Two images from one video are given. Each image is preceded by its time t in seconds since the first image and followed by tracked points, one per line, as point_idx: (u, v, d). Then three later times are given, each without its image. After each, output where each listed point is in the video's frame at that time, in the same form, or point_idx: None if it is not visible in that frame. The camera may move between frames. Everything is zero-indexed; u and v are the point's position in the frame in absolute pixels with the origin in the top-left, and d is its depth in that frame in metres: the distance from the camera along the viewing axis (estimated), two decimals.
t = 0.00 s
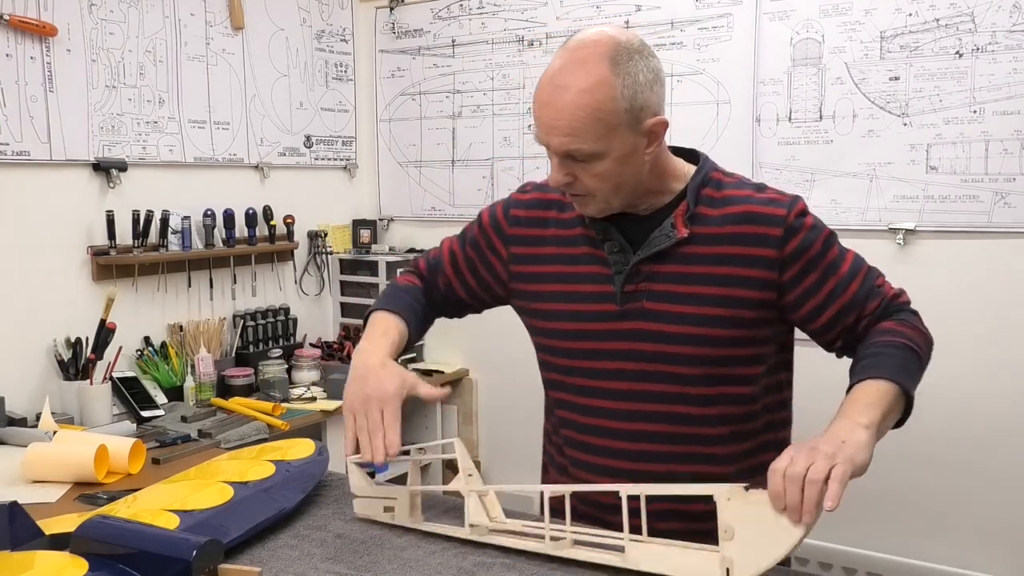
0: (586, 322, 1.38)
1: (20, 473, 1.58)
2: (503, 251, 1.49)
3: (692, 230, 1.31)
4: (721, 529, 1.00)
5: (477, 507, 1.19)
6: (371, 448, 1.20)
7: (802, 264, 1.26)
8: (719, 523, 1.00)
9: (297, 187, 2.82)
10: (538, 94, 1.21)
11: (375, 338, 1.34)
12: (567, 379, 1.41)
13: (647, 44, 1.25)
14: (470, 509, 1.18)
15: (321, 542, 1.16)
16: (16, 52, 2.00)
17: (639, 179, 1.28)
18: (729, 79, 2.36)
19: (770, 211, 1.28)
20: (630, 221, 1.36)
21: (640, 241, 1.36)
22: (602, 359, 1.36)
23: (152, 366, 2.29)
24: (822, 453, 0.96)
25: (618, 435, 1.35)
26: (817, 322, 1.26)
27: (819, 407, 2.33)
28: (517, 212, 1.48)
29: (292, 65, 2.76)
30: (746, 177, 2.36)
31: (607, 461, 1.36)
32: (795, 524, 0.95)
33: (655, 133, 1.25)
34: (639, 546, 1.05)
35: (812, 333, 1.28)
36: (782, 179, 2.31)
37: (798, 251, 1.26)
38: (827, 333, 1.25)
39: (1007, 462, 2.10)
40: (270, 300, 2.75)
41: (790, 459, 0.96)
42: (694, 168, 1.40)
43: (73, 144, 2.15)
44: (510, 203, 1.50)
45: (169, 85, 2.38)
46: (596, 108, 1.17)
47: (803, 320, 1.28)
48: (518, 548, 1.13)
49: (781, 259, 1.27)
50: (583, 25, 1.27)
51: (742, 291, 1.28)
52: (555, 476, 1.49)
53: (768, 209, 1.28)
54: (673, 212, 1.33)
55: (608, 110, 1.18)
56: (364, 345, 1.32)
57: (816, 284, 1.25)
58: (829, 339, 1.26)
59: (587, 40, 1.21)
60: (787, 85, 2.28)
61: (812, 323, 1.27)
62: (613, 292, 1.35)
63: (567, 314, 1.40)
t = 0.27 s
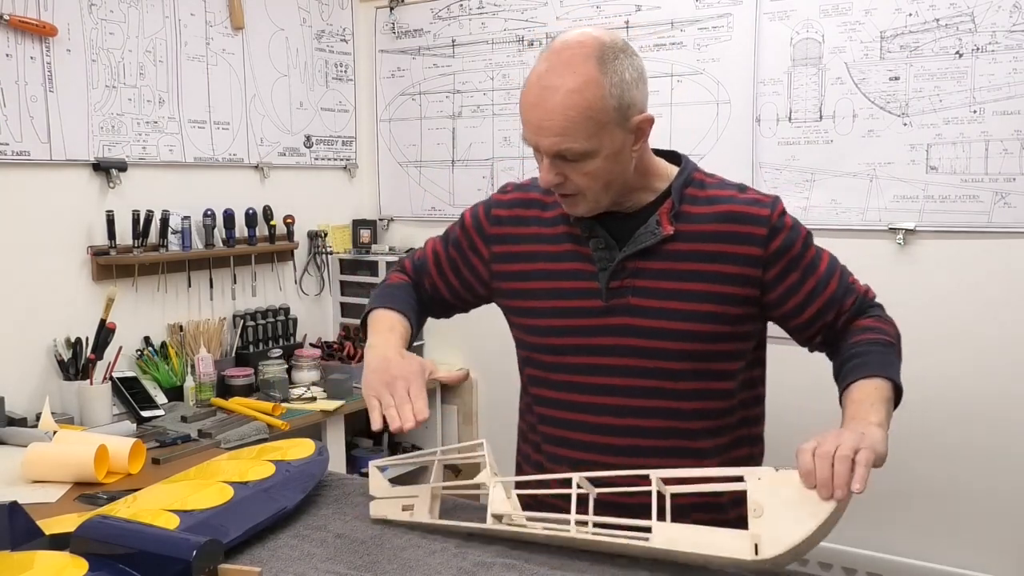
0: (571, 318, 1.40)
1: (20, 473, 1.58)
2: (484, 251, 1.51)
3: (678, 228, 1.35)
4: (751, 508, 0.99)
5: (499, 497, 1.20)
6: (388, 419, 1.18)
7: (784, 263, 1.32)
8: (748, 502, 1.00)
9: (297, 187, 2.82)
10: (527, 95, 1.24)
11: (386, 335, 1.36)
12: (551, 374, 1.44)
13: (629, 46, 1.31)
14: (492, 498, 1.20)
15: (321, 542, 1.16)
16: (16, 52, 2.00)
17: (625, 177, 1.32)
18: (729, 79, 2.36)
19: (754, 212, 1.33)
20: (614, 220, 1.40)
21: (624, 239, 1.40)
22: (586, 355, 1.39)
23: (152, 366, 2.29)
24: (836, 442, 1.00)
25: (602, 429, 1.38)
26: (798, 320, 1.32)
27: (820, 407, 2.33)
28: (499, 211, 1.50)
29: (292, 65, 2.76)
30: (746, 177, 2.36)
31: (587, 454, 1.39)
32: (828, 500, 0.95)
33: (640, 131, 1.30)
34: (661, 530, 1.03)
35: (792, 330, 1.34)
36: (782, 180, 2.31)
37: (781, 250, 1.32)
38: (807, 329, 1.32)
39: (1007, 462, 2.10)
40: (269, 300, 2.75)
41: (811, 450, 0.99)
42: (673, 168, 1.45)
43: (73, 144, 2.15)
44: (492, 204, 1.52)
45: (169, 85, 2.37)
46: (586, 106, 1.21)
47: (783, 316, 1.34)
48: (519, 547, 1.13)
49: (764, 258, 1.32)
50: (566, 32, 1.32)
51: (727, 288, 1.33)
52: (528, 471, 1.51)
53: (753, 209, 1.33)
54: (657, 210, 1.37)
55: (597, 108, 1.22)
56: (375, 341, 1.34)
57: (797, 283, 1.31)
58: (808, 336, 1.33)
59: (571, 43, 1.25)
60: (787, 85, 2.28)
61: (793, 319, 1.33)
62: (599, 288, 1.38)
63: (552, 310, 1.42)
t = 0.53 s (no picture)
0: (561, 315, 1.41)
1: (20, 473, 1.58)
2: (475, 248, 1.52)
3: (667, 229, 1.37)
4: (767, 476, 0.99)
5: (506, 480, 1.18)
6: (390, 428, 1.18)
7: (769, 266, 1.35)
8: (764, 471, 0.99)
9: (297, 187, 2.82)
10: (527, 90, 1.24)
11: (386, 339, 1.34)
12: (540, 370, 1.45)
13: (623, 43, 1.31)
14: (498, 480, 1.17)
15: (321, 542, 1.16)
16: (16, 52, 2.00)
17: (619, 173, 1.33)
18: (729, 79, 2.36)
19: (741, 215, 1.36)
20: (603, 219, 1.43)
21: (614, 238, 1.42)
22: (578, 351, 1.41)
23: (152, 366, 2.29)
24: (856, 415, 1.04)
25: (591, 425, 1.40)
26: (782, 322, 1.36)
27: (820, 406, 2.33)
28: (488, 209, 1.51)
29: (292, 65, 2.76)
30: (746, 177, 2.36)
31: (574, 450, 1.40)
32: (840, 466, 0.98)
33: (635, 127, 1.31)
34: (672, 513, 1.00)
35: (774, 331, 1.38)
36: (782, 180, 2.31)
37: (767, 253, 1.35)
38: (789, 331, 1.36)
39: (1007, 462, 2.10)
40: (270, 300, 2.75)
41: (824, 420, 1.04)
42: (662, 172, 1.48)
43: (73, 144, 2.15)
44: (481, 202, 1.52)
45: (169, 85, 2.37)
46: (585, 101, 1.22)
47: (766, 317, 1.38)
48: (520, 547, 1.12)
49: (751, 260, 1.35)
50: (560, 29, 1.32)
51: (715, 289, 1.36)
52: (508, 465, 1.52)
53: (739, 213, 1.36)
54: (647, 210, 1.39)
55: (597, 102, 1.23)
56: (376, 345, 1.33)
57: (782, 286, 1.35)
58: (790, 337, 1.37)
59: (569, 39, 1.26)
60: (787, 85, 2.28)
61: (777, 321, 1.36)
62: (589, 286, 1.40)
63: (543, 307, 1.43)
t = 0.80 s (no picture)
0: (558, 314, 1.41)
1: (20, 473, 1.58)
2: (473, 249, 1.51)
3: (662, 229, 1.39)
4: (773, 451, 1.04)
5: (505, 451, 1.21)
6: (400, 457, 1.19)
7: (759, 267, 1.39)
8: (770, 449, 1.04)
9: (297, 187, 2.82)
10: (528, 82, 1.25)
11: (395, 355, 1.32)
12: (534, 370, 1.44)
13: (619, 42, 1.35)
14: (497, 450, 1.20)
15: (321, 542, 1.16)
16: (16, 52, 2.00)
17: (615, 168, 1.35)
18: (729, 79, 2.36)
19: (733, 217, 1.39)
20: (598, 220, 1.44)
21: (609, 238, 1.43)
22: (576, 350, 1.40)
23: (152, 366, 2.29)
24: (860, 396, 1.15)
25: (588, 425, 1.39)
26: (771, 321, 1.39)
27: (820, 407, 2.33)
28: (484, 210, 1.50)
29: (292, 65, 2.76)
30: (747, 177, 2.36)
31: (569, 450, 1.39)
32: (846, 436, 1.07)
33: (631, 122, 1.34)
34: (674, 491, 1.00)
35: (764, 330, 1.41)
36: (783, 180, 2.31)
37: (758, 254, 1.38)
38: (779, 329, 1.39)
39: (1007, 462, 2.10)
40: (269, 300, 2.75)
41: (830, 398, 1.15)
42: (655, 172, 1.50)
43: (73, 144, 2.15)
44: (474, 203, 1.52)
45: (169, 85, 2.37)
46: (587, 92, 1.24)
47: (755, 317, 1.41)
48: (520, 547, 1.12)
49: (743, 261, 1.38)
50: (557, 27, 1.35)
51: (708, 288, 1.38)
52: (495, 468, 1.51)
53: (731, 214, 1.39)
54: (641, 210, 1.41)
55: (597, 94, 1.25)
56: (387, 362, 1.30)
57: (771, 286, 1.38)
58: (778, 336, 1.40)
59: (569, 33, 1.28)
60: (787, 85, 2.28)
61: (767, 320, 1.40)
62: (584, 285, 1.40)
63: (539, 306, 1.43)
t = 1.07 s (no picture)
0: (557, 313, 1.41)
1: (20, 473, 1.58)
2: (471, 252, 1.51)
3: (660, 228, 1.39)
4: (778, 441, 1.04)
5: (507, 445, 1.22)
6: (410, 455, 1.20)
7: (758, 267, 1.39)
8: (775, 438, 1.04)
9: (297, 187, 2.82)
10: (529, 75, 1.26)
11: (398, 360, 1.33)
12: (534, 369, 1.44)
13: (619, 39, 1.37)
14: (500, 444, 1.22)
15: (321, 541, 1.16)
16: (16, 52, 2.00)
17: (617, 163, 1.35)
18: (729, 79, 2.36)
19: (732, 217, 1.39)
20: (597, 219, 1.43)
21: (608, 237, 1.43)
22: (575, 350, 1.40)
23: (152, 366, 2.29)
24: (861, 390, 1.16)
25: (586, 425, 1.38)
26: (770, 321, 1.39)
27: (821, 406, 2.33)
28: (482, 211, 1.50)
29: (292, 65, 2.76)
30: (747, 177, 2.36)
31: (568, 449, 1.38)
32: (849, 427, 1.08)
33: (631, 117, 1.34)
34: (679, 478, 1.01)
35: (763, 330, 1.41)
36: (783, 180, 2.31)
37: (756, 255, 1.39)
38: (777, 330, 1.40)
39: (1006, 461, 2.10)
40: (270, 300, 2.75)
41: (833, 391, 1.16)
42: (654, 173, 1.50)
43: (73, 144, 2.15)
44: (471, 206, 1.52)
45: (169, 85, 2.37)
46: (587, 84, 1.25)
47: (752, 318, 1.41)
48: (520, 547, 1.12)
49: (742, 260, 1.39)
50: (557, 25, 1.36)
51: (708, 287, 1.38)
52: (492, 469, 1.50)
53: (730, 214, 1.39)
54: (641, 209, 1.41)
55: (598, 86, 1.25)
56: (391, 366, 1.32)
57: (769, 287, 1.39)
58: (774, 337, 1.41)
59: (570, 28, 1.29)
60: (787, 85, 2.28)
61: (765, 320, 1.40)
62: (583, 284, 1.40)
63: (538, 305, 1.43)
